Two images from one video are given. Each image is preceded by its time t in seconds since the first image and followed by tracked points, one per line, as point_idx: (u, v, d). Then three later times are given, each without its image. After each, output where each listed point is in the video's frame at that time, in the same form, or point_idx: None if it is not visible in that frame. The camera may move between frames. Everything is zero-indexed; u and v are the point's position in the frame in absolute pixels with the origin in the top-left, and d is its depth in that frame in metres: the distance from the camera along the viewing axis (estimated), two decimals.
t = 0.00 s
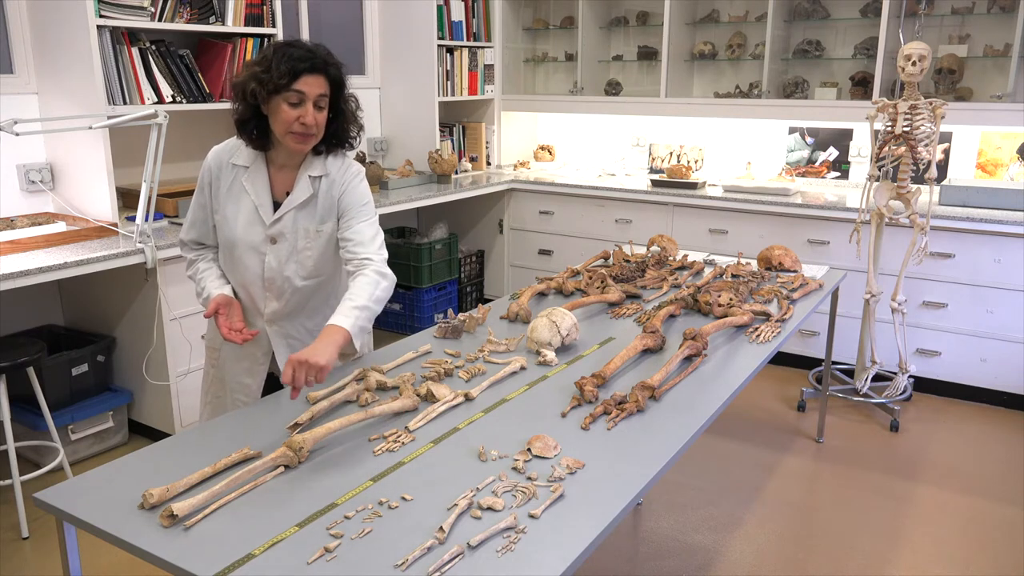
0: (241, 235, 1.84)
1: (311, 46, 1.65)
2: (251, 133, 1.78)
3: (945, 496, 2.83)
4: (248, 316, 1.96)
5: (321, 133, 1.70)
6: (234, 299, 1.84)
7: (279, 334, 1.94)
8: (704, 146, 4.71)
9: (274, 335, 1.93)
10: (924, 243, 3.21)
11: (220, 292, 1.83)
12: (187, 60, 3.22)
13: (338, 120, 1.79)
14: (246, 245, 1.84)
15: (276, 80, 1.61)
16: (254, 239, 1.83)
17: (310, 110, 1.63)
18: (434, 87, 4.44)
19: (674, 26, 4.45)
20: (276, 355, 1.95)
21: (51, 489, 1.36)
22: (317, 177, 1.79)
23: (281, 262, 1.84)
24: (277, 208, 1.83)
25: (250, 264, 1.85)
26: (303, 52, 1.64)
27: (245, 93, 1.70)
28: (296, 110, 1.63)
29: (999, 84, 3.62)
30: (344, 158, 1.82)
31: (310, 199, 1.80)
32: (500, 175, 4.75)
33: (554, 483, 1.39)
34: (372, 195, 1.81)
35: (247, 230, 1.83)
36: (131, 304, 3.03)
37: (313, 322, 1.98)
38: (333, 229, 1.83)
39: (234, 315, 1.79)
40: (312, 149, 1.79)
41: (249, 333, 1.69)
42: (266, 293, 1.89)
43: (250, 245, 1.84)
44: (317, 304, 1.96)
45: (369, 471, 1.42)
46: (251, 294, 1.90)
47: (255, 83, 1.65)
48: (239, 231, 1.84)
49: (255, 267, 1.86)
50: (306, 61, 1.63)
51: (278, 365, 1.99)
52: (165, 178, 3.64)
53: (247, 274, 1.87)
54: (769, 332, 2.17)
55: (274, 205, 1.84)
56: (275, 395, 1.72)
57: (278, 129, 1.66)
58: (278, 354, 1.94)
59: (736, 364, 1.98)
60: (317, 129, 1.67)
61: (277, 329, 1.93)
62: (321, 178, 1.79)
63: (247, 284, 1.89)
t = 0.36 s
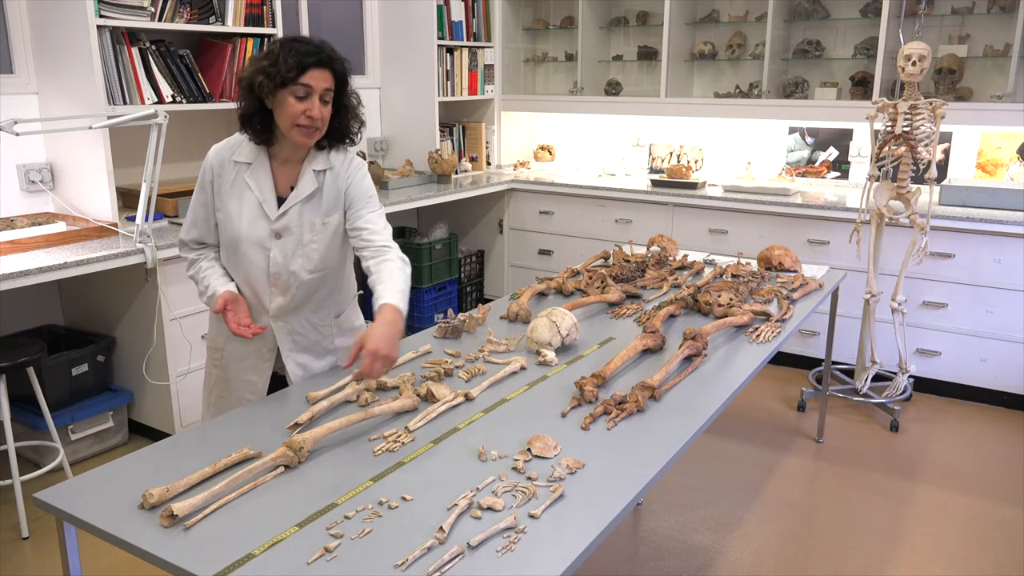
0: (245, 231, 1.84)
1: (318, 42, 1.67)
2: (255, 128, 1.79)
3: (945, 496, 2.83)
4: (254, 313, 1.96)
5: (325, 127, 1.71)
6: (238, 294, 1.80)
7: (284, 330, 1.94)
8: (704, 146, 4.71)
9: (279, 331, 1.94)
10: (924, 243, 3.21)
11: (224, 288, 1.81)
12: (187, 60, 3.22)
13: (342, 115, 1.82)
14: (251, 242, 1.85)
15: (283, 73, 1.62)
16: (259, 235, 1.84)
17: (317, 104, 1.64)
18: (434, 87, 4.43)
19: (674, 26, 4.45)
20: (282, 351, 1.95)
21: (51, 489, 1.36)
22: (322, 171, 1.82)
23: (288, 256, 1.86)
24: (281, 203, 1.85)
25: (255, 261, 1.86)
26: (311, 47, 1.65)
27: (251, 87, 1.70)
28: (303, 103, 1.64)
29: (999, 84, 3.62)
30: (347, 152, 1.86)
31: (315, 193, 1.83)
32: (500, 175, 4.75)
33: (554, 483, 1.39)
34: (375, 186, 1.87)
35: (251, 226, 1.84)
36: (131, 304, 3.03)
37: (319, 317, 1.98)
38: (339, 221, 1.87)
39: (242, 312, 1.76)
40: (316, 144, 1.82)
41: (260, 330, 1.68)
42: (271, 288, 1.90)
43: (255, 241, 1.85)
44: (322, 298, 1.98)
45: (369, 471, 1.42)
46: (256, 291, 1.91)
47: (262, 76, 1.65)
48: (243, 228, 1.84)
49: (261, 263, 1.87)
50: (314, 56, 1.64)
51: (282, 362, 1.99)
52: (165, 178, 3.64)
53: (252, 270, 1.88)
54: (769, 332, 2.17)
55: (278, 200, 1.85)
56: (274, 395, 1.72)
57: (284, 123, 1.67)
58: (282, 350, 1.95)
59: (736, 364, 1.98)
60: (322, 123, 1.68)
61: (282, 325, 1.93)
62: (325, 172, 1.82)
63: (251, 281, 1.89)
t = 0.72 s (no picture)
0: (250, 225, 1.85)
1: (325, 38, 1.72)
2: (259, 121, 1.81)
3: (945, 496, 2.83)
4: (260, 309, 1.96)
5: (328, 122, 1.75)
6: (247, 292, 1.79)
7: (290, 324, 1.94)
8: (704, 146, 4.71)
9: (285, 324, 1.94)
10: (924, 243, 3.21)
11: (232, 284, 1.80)
12: (187, 60, 3.22)
13: (346, 113, 1.86)
14: (256, 235, 1.86)
15: (291, 66, 1.67)
16: (265, 228, 1.86)
17: (321, 98, 1.69)
18: (434, 87, 4.43)
19: (674, 26, 4.45)
20: (289, 346, 1.95)
21: (51, 489, 1.36)
22: (326, 162, 1.86)
23: (294, 248, 1.87)
24: (286, 196, 1.87)
25: (261, 254, 1.87)
26: (318, 43, 1.70)
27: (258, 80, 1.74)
28: (307, 97, 1.69)
29: (999, 84, 3.62)
30: (350, 146, 1.91)
31: (321, 183, 1.87)
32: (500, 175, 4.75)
33: (554, 483, 1.39)
34: (379, 175, 1.92)
35: (255, 219, 1.85)
36: (131, 304, 3.03)
37: (324, 309, 1.99)
38: (346, 210, 1.90)
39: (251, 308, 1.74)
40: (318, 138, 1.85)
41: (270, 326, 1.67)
42: (276, 281, 1.90)
43: (260, 234, 1.86)
44: (327, 290, 1.98)
45: (369, 471, 1.42)
46: (262, 286, 1.91)
47: (269, 68, 1.69)
48: (248, 221, 1.85)
49: (266, 256, 1.87)
50: (322, 52, 1.69)
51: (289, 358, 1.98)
52: (165, 178, 3.64)
53: (258, 264, 1.88)
54: (769, 332, 2.17)
55: (282, 193, 1.87)
56: (274, 395, 1.72)
57: (289, 115, 1.71)
58: (288, 344, 1.94)
59: (735, 364, 1.98)
60: (325, 117, 1.73)
61: (288, 318, 1.94)
62: (329, 163, 1.87)
63: (257, 275, 1.89)
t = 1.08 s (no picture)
0: (254, 221, 1.85)
1: (341, 47, 1.74)
2: (266, 116, 1.83)
3: (946, 496, 2.83)
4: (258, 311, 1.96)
5: (329, 127, 1.77)
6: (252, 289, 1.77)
7: (294, 320, 1.94)
8: (704, 146, 4.71)
9: (289, 320, 1.94)
10: (924, 243, 3.21)
11: (236, 282, 1.78)
12: (187, 60, 3.22)
13: (353, 122, 1.88)
14: (260, 231, 1.86)
15: (301, 66, 1.69)
16: (269, 224, 1.86)
17: (324, 102, 1.70)
18: (434, 87, 4.43)
19: (674, 26, 4.45)
20: (292, 341, 1.95)
21: (51, 489, 1.36)
22: (331, 161, 1.88)
23: (298, 244, 1.87)
24: (290, 192, 1.88)
25: (264, 250, 1.87)
26: (332, 49, 1.71)
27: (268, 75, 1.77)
28: (311, 99, 1.70)
29: (999, 84, 3.62)
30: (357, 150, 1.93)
31: (325, 181, 1.88)
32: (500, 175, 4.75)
33: (554, 483, 1.39)
34: (382, 174, 1.94)
35: (259, 215, 1.85)
36: (131, 304, 3.03)
37: (327, 305, 1.99)
38: (350, 207, 1.91)
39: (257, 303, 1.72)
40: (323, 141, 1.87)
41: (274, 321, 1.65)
42: (280, 278, 1.90)
43: (265, 230, 1.86)
44: (329, 286, 1.98)
45: (369, 471, 1.42)
46: (265, 282, 1.91)
47: (281, 65, 1.71)
48: (252, 217, 1.85)
49: (270, 252, 1.88)
50: (333, 59, 1.71)
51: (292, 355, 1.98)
52: (165, 178, 3.64)
53: (261, 260, 1.88)
54: (769, 332, 2.17)
55: (286, 190, 1.88)
56: (274, 395, 1.72)
57: (290, 112, 1.73)
58: (291, 340, 1.94)
59: (735, 364, 1.98)
60: (325, 122, 1.74)
61: (292, 314, 1.94)
62: (333, 161, 1.88)
63: (261, 271, 1.89)
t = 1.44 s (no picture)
0: (255, 217, 1.86)
1: (342, 49, 1.73)
2: (268, 118, 1.83)
3: (946, 496, 2.83)
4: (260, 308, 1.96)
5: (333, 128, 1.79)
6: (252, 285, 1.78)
7: (294, 315, 1.95)
8: (704, 146, 4.71)
9: (289, 316, 1.94)
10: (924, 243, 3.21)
11: (236, 278, 1.77)
12: (187, 60, 3.22)
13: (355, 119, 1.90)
14: (261, 227, 1.87)
15: (304, 73, 1.68)
16: (269, 220, 1.87)
17: (330, 107, 1.72)
18: (434, 87, 4.43)
19: (674, 26, 4.45)
20: (292, 337, 1.96)
21: (51, 489, 1.36)
22: (331, 158, 1.90)
23: (298, 240, 1.89)
24: (290, 190, 1.89)
25: (265, 247, 1.88)
26: (334, 52, 1.71)
27: (269, 80, 1.75)
28: (317, 105, 1.71)
29: (999, 84, 3.62)
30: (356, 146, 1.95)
31: (325, 178, 1.89)
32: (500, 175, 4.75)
33: (554, 483, 1.39)
34: (381, 172, 1.97)
35: (260, 212, 1.86)
36: (131, 304, 3.03)
37: (327, 302, 2.00)
38: (349, 205, 1.93)
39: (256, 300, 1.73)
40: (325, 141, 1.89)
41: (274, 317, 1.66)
42: (281, 274, 1.91)
43: (265, 226, 1.87)
44: (329, 283, 1.99)
45: (369, 471, 1.42)
46: (265, 278, 1.91)
47: (283, 72, 1.71)
48: (253, 214, 1.86)
49: (271, 249, 1.88)
50: (336, 63, 1.71)
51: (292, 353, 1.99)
52: (165, 178, 3.64)
53: (262, 257, 1.89)
54: (769, 332, 2.17)
55: (287, 187, 1.89)
56: (274, 395, 1.72)
57: (297, 118, 1.74)
58: (291, 336, 1.95)
59: (735, 364, 1.98)
60: (330, 125, 1.76)
61: (292, 310, 1.95)
62: (334, 159, 1.90)
63: (261, 267, 1.90)
